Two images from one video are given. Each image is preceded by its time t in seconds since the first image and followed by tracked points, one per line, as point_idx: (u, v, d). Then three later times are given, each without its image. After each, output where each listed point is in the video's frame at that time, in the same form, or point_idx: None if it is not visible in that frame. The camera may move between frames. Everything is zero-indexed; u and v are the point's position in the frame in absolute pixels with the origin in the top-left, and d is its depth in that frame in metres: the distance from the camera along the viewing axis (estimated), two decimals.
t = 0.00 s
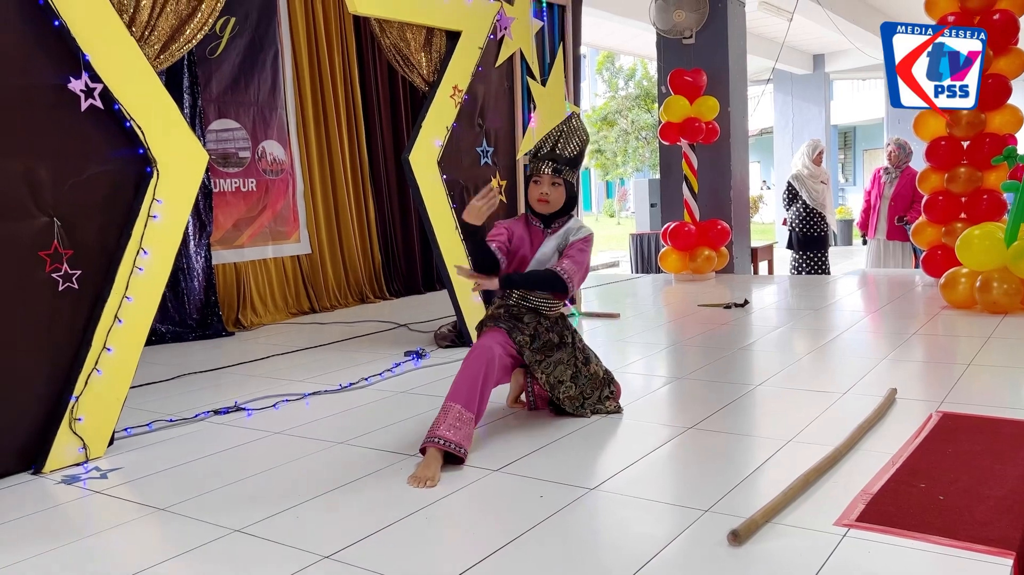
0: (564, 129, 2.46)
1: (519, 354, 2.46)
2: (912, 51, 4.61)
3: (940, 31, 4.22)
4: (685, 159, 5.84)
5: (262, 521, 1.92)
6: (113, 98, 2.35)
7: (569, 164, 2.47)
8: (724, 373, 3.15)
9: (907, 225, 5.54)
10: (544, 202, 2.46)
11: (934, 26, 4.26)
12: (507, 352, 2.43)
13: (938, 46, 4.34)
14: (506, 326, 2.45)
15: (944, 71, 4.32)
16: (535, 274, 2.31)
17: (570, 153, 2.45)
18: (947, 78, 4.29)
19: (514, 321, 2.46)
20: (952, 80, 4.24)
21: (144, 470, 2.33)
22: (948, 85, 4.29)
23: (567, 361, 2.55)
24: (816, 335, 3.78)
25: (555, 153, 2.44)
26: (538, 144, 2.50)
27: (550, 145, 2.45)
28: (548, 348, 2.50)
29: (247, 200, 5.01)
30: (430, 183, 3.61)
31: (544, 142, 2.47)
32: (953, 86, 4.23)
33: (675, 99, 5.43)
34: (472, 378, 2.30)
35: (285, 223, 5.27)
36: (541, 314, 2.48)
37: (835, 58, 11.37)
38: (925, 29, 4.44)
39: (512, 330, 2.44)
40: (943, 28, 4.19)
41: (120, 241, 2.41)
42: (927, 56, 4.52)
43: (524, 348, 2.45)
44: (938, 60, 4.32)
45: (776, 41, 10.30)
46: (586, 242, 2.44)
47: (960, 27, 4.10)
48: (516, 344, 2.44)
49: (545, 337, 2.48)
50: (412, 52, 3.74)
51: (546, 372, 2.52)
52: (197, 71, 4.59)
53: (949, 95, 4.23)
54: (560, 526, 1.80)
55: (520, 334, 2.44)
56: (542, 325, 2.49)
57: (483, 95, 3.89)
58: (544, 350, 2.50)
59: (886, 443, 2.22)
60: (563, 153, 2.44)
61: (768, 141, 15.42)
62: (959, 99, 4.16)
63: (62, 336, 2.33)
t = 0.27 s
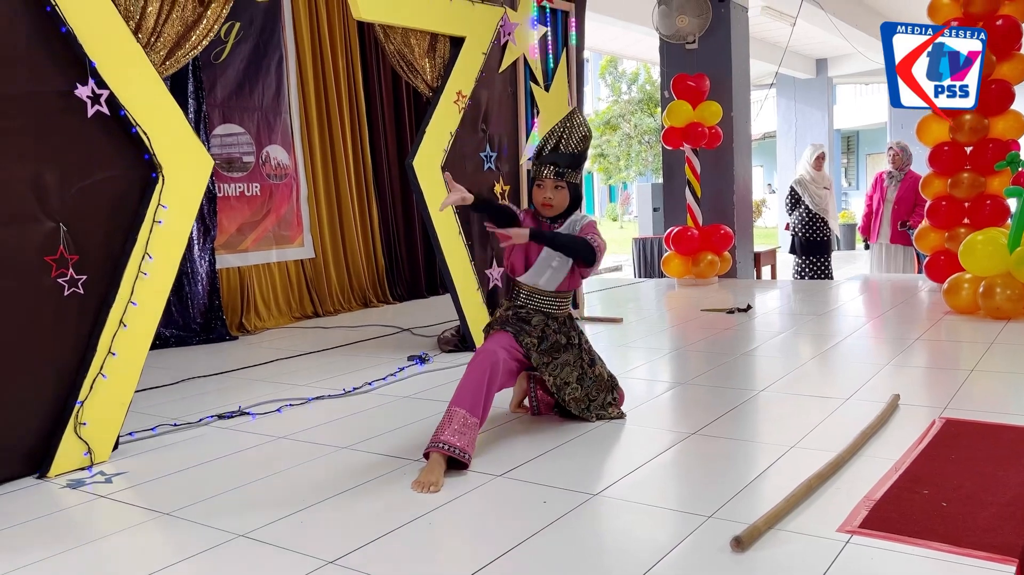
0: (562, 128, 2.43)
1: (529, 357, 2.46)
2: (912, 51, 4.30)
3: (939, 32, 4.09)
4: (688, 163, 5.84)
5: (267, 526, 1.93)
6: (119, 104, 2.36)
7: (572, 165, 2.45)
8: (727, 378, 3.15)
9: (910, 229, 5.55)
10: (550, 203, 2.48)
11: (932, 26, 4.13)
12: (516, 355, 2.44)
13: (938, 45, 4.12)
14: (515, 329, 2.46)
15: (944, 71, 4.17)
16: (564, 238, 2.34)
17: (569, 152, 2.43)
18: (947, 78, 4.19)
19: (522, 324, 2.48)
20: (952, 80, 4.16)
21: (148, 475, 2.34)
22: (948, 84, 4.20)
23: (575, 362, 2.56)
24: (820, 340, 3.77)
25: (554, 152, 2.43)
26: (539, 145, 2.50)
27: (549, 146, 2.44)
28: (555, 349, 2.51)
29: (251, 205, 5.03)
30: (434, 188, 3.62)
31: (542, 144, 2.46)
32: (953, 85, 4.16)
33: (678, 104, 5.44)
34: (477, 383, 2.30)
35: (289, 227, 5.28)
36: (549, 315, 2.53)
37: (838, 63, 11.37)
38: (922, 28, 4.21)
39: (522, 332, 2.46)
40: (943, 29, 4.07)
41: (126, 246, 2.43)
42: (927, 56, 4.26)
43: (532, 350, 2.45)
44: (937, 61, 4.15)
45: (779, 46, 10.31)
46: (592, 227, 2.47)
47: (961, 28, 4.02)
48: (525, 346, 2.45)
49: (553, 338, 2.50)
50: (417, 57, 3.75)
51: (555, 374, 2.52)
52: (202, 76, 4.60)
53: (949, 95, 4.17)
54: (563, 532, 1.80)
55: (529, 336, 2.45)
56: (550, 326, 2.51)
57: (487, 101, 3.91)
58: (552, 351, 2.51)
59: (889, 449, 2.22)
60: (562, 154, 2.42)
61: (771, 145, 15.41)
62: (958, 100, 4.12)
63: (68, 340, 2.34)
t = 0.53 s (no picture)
0: (572, 133, 2.46)
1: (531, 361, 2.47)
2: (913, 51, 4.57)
3: (939, 32, 4.26)
4: (691, 167, 5.84)
5: (271, 528, 1.93)
6: (124, 107, 2.37)
7: (579, 172, 2.45)
8: (730, 382, 3.15)
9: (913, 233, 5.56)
10: (558, 209, 2.45)
11: (933, 26, 4.29)
12: (519, 360, 2.45)
13: (938, 46, 4.31)
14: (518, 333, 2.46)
15: (944, 72, 4.27)
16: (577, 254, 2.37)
17: (577, 157, 2.45)
18: (947, 78, 4.25)
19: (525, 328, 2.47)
20: (952, 80, 4.21)
21: (152, 477, 2.34)
22: (948, 85, 4.25)
23: (578, 368, 2.56)
24: (823, 344, 3.77)
25: (562, 157, 2.45)
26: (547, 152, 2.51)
27: (557, 151, 2.46)
28: (558, 355, 2.51)
29: (255, 208, 5.04)
30: (437, 191, 3.63)
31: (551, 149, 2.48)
32: (953, 86, 4.20)
33: (681, 107, 5.44)
34: (482, 386, 2.31)
35: (292, 230, 5.29)
36: (552, 319, 2.51)
37: (841, 66, 11.38)
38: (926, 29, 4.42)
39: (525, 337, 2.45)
40: (943, 29, 4.23)
41: (130, 249, 2.43)
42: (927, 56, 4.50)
43: (535, 355, 2.46)
44: (937, 61, 4.29)
45: (782, 49, 10.32)
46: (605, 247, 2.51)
47: (961, 28, 4.12)
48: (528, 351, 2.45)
49: (556, 343, 2.50)
50: (420, 60, 3.76)
51: (558, 379, 2.53)
52: (205, 80, 4.62)
53: (949, 95, 4.21)
54: (566, 535, 1.80)
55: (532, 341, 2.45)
56: (553, 331, 2.50)
57: (490, 104, 3.91)
58: (555, 356, 2.51)
59: (892, 453, 2.22)
60: (569, 160, 2.43)
61: (773, 149, 15.42)
62: (958, 100, 4.15)
63: (72, 343, 2.34)
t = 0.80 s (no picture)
0: (595, 139, 2.45)
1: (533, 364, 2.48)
2: (912, 51, 4.80)
3: (940, 31, 4.35)
4: (693, 169, 5.84)
5: (275, 530, 1.93)
6: (128, 110, 2.39)
7: (595, 180, 2.45)
8: (733, 384, 3.15)
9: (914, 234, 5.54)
10: (568, 213, 2.46)
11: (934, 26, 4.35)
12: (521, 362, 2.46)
13: (938, 46, 4.45)
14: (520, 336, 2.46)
15: (944, 71, 4.35)
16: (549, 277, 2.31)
17: (596, 165, 2.45)
18: (947, 78, 4.31)
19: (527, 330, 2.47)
20: (952, 81, 4.24)
21: (156, 479, 2.34)
22: (948, 85, 4.29)
23: (581, 371, 2.56)
24: (826, 346, 3.77)
25: (582, 163, 2.45)
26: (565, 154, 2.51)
27: (576, 155, 2.46)
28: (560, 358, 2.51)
29: (258, 210, 5.05)
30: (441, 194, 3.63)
31: (573, 152, 2.47)
32: (953, 86, 4.22)
33: (683, 110, 5.44)
34: (486, 388, 2.31)
35: (295, 233, 5.30)
36: (554, 322, 2.50)
37: (843, 69, 11.39)
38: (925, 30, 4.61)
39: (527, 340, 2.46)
40: (944, 29, 4.30)
41: (134, 251, 2.44)
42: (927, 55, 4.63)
43: (538, 357, 2.47)
44: (937, 61, 4.40)
45: (784, 52, 10.33)
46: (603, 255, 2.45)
47: (960, 27, 4.18)
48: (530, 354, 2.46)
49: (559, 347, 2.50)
50: (423, 63, 3.76)
51: (560, 381, 2.54)
52: (209, 83, 4.64)
53: (949, 95, 4.22)
54: (570, 536, 1.80)
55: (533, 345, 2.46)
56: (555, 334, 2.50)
57: (493, 107, 3.91)
58: (557, 359, 2.51)
59: (896, 455, 2.22)
60: (587, 166, 2.44)
61: (775, 152, 15.42)
62: (958, 100, 4.16)
63: (76, 345, 2.35)
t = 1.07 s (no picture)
0: (597, 142, 2.47)
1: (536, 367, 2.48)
2: (912, 51, 4.87)
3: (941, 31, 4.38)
4: (696, 171, 5.84)
5: (279, 532, 1.93)
6: (132, 112, 2.39)
7: (595, 181, 2.45)
8: (737, 386, 3.15)
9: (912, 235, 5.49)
10: (564, 213, 2.46)
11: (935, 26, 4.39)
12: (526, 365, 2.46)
13: (938, 46, 4.51)
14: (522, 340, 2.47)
15: (944, 71, 4.39)
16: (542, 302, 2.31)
17: (595, 168, 2.46)
18: (947, 77, 4.34)
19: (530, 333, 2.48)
20: (952, 81, 4.25)
21: (160, 481, 2.35)
22: (948, 84, 4.30)
23: (585, 372, 2.56)
24: (829, 348, 3.76)
25: (583, 164, 2.46)
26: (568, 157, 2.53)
27: (577, 157, 2.48)
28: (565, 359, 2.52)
29: (261, 213, 5.05)
30: (443, 196, 3.64)
31: (575, 154, 2.49)
32: (953, 86, 4.23)
33: (686, 113, 5.44)
34: (490, 391, 2.30)
35: (298, 236, 5.30)
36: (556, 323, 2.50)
37: (846, 71, 11.39)
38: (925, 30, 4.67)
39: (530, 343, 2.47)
40: (944, 29, 4.35)
41: (138, 254, 2.44)
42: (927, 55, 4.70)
43: (542, 358, 2.47)
44: (938, 61, 4.45)
45: (786, 54, 10.33)
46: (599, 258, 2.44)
47: (960, 27, 4.22)
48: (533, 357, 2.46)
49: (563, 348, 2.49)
50: (426, 66, 3.77)
51: (564, 382, 2.54)
52: (212, 85, 4.65)
53: (949, 95, 4.23)
54: (574, 539, 1.80)
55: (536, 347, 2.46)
56: (559, 337, 2.50)
57: (496, 110, 3.92)
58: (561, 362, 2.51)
59: (899, 457, 2.21)
60: (587, 167, 2.45)
61: (778, 154, 15.43)
62: (958, 99, 4.16)
63: (80, 348, 2.35)
